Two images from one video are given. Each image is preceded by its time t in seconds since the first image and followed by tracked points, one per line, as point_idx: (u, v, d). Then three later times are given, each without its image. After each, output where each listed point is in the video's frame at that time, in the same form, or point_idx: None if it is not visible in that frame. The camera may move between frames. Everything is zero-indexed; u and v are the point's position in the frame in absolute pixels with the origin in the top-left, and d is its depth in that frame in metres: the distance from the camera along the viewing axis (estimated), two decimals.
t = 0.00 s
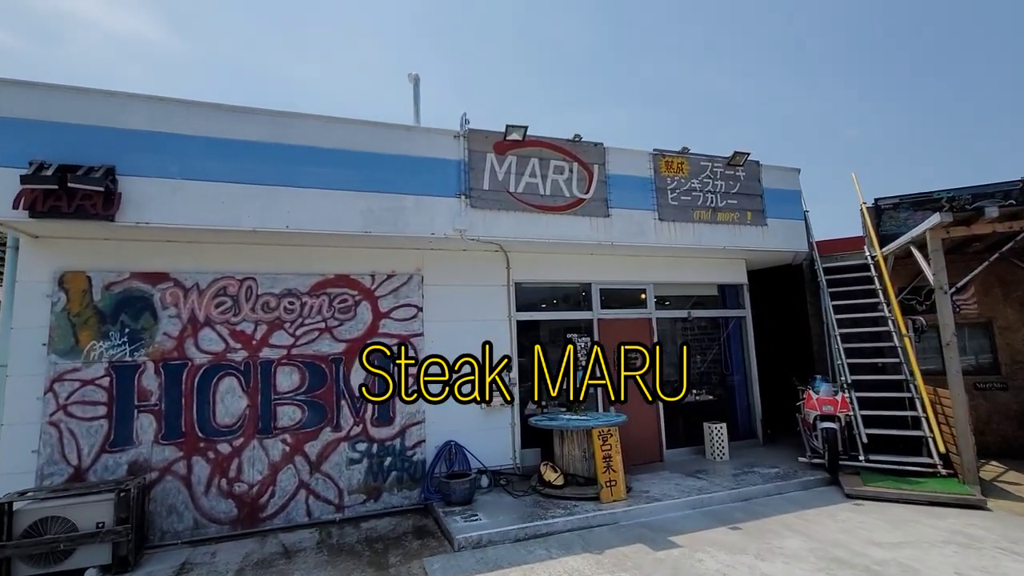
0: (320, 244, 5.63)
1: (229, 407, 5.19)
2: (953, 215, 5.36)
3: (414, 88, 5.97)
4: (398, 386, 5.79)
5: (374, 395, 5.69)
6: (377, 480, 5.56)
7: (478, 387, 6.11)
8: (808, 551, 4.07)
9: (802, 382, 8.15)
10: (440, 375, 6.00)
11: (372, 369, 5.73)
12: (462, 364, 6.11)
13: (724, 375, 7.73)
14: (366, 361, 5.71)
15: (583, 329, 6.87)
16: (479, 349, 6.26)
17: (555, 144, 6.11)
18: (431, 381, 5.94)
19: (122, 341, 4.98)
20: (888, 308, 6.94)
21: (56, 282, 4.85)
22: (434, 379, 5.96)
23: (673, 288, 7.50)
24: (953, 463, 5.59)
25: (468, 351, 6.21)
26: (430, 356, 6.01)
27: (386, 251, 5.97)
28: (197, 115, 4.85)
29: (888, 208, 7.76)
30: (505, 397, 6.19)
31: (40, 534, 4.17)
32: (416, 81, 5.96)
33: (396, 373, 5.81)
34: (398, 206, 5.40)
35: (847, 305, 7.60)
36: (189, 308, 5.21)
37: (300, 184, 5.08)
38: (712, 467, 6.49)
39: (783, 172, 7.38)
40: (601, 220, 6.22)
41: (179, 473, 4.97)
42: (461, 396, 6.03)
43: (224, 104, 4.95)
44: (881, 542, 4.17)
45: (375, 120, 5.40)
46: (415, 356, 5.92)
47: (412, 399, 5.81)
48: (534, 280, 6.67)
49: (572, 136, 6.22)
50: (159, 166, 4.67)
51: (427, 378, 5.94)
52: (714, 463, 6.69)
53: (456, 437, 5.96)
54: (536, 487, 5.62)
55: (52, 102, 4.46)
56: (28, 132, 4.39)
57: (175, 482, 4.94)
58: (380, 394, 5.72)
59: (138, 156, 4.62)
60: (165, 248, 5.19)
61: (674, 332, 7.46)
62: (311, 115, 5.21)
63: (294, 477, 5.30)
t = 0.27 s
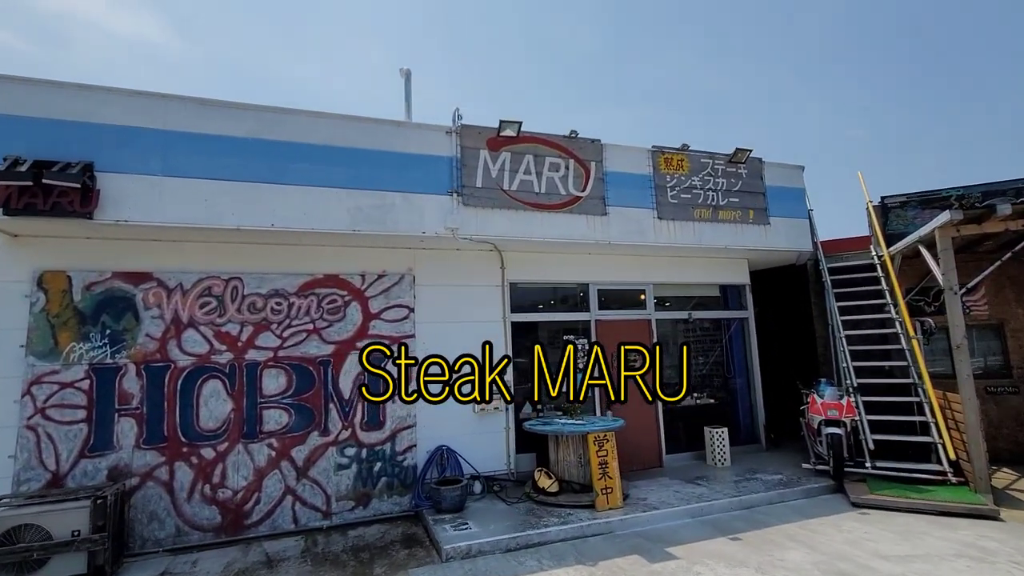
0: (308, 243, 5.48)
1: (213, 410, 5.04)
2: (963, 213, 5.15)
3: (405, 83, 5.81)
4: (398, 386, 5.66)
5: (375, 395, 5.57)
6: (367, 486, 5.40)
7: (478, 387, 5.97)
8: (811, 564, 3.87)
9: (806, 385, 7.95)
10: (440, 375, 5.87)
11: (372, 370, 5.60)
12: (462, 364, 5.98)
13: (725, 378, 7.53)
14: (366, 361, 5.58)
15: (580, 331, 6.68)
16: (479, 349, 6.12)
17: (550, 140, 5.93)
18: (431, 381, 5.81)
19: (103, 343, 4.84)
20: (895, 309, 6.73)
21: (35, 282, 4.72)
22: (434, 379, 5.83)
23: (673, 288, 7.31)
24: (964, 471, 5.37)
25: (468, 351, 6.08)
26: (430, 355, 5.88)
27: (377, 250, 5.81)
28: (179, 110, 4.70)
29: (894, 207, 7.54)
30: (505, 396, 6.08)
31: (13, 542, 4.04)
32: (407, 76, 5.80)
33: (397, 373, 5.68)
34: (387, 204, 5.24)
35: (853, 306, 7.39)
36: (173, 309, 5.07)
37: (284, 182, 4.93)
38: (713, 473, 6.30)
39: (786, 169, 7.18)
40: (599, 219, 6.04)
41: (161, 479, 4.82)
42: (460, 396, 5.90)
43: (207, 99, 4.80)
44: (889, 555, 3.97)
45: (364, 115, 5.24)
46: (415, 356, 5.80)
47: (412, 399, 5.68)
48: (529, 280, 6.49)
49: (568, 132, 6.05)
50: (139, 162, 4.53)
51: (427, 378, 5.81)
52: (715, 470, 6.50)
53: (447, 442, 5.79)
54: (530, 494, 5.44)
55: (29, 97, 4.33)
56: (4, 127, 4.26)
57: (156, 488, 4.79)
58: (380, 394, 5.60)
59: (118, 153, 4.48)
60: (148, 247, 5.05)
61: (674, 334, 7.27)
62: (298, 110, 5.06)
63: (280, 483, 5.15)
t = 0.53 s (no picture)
0: (294, 243, 5.31)
1: (194, 416, 4.87)
2: (973, 211, 4.95)
3: (395, 78, 5.65)
4: (398, 386, 5.52)
5: (375, 395, 5.43)
6: (354, 494, 5.22)
7: (478, 386, 5.83)
8: None
9: (810, 389, 7.74)
10: (440, 375, 5.73)
11: (372, 370, 5.46)
12: (462, 364, 5.84)
13: (727, 382, 7.33)
14: (366, 361, 5.45)
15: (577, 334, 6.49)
16: (479, 348, 5.98)
17: (545, 138, 5.76)
18: (431, 381, 5.67)
19: (80, 346, 4.68)
20: (902, 312, 6.52)
21: (10, 282, 4.56)
22: (434, 379, 5.69)
23: (672, 290, 7.12)
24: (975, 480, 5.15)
25: (468, 351, 5.94)
26: (430, 355, 5.73)
27: (366, 250, 5.64)
28: (159, 105, 4.55)
29: (901, 206, 7.35)
30: (505, 396, 5.98)
31: None
32: (398, 71, 5.64)
33: (397, 373, 5.54)
34: (376, 202, 5.07)
35: (858, 308, 7.18)
36: (153, 311, 4.91)
37: (268, 180, 4.77)
38: (714, 481, 6.09)
39: (789, 168, 6.99)
40: (595, 218, 5.86)
41: (139, 487, 4.65)
42: (461, 396, 5.75)
43: (188, 94, 4.65)
44: (898, 570, 3.77)
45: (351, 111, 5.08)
46: (415, 356, 5.65)
47: (412, 399, 5.55)
48: (524, 282, 6.31)
49: (564, 129, 5.87)
50: (117, 159, 4.38)
51: (427, 378, 5.67)
52: (716, 477, 6.29)
53: (438, 449, 5.60)
54: (523, 503, 5.25)
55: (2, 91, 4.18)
56: None
57: (134, 497, 4.62)
58: (380, 394, 5.46)
59: (94, 149, 4.33)
60: (128, 247, 4.89)
61: (674, 337, 7.07)
62: (284, 106, 4.91)
63: (264, 491, 4.97)
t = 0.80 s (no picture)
0: (278, 246, 5.14)
1: (171, 426, 4.68)
2: (981, 213, 4.75)
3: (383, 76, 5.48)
4: (398, 386, 5.38)
5: (375, 395, 5.29)
6: (338, 507, 5.02)
7: (478, 386, 5.69)
8: None
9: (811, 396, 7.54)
10: (440, 375, 5.58)
11: (373, 370, 5.33)
12: (462, 364, 5.68)
13: (727, 389, 7.12)
14: (366, 361, 5.31)
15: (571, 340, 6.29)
16: (479, 348, 5.82)
17: (537, 137, 5.58)
18: (431, 380, 5.53)
19: (52, 353, 4.49)
20: (907, 317, 6.31)
21: None
22: (434, 379, 5.54)
23: (671, 295, 6.93)
24: (986, 494, 4.94)
25: (468, 351, 5.78)
26: (430, 355, 5.59)
27: (354, 253, 5.47)
28: (135, 103, 4.38)
29: (905, 209, 7.16)
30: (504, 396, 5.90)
31: None
32: (386, 69, 5.48)
33: (397, 373, 5.40)
34: (361, 203, 4.89)
35: (862, 314, 6.98)
36: (130, 317, 4.72)
37: (248, 180, 4.59)
38: (713, 493, 5.88)
39: (790, 169, 6.81)
40: (589, 221, 5.68)
41: (112, 501, 4.46)
42: (461, 396, 5.60)
43: (166, 92, 4.48)
44: None
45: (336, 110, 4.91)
46: (415, 356, 5.51)
47: (412, 399, 5.41)
48: (516, 286, 6.13)
49: (557, 129, 5.69)
50: (90, 159, 4.21)
51: (427, 378, 5.52)
52: (716, 489, 6.07)
53: (427, 459, 5.39)
54: (514, 517, 5.04)
55: None
56: None
57: (107, 510, 4.43)
58: (380, 395, 5.32)
59: (66, 148, 4.17)
60: (104, 250, 4.72)
61: (672, 343, 6.85)
62: (266, 104, 4.74)
63: (244, 505, 4.78)
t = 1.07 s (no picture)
0: (260, 249, 4.98)
1: (146, 435, 4.50)
2: (986, 214, 4.59)
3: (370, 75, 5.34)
4: (398, 386, 5.27)
5: (375, 395, 5.19)
6: (320, 519, 4.83)
7: (478, 386, 5.59)
8: None
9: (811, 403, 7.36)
10: (440, 375, 5.47)
11: (373, 370, 5.22)
12: (462, 364, 5.58)
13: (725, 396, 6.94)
14: (366, 361, 5.20)
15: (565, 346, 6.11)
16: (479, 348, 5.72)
17: (528, 138, 5.43)
18: (431, 381, 5.42)
19: (23, 359, 4.33)
20: (910, 322, 6.14)
21: None
22: (434, 379, 5.43)
23: (667, 299, 6.76)
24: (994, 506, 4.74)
25: (468, 351, 5.68)
26: (430, 355, 5.48)
27: (339, 256, 5.32)
28: (109, 100, 4.24)
29: (906, 211, 7.03)
30: (504, 396, 5.79)
31: None
32: (373, 68, 5.34)
33: (397, 373, 5.30)
34: (346, 204, 4.74)
35: (863, 318, 6.81)
36: (104, 321, 4.56)
37: (227, 180, 4.44)
38: (711, 504, 5.69)
39: (788, 171, 6.66)
40: (582, 222, 5.52)
41: (83, 513, 4.28)
42: (461, 396, 5.49)
43: (142, 89, 4.34)
44: None
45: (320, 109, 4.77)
46: (415, 356, 5.40)
47: (413, 399, 5.30)
48: (508, 291, 5.96)
49: (548, 129, 5.54)
50: (61, 158, 4.06)
51: (427, 378, 5.42)
52: (713, 499, 5.88)
53: (414, 469, 5.21)
54: (503, 530, 4.85)
55: None
56: None
57: (77, 524, 4.26)
58: (380, 395, 5.22)
59: (37, 147, 4.02)
60: (79, 252, 4.56)
61: (669, 348, 6.68)
62: (247, 103, 4.60)
63: (221, 517, 4.60)
